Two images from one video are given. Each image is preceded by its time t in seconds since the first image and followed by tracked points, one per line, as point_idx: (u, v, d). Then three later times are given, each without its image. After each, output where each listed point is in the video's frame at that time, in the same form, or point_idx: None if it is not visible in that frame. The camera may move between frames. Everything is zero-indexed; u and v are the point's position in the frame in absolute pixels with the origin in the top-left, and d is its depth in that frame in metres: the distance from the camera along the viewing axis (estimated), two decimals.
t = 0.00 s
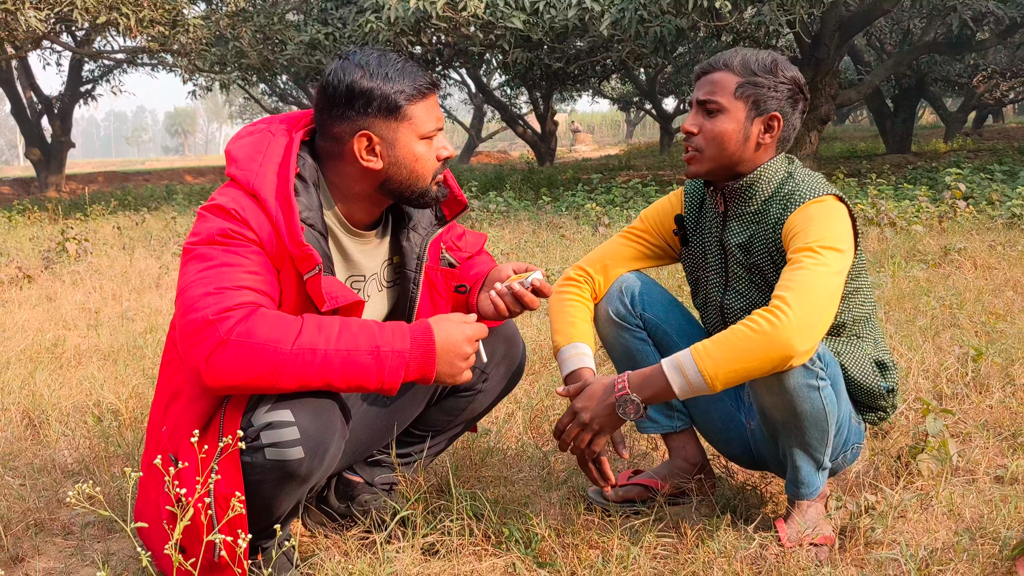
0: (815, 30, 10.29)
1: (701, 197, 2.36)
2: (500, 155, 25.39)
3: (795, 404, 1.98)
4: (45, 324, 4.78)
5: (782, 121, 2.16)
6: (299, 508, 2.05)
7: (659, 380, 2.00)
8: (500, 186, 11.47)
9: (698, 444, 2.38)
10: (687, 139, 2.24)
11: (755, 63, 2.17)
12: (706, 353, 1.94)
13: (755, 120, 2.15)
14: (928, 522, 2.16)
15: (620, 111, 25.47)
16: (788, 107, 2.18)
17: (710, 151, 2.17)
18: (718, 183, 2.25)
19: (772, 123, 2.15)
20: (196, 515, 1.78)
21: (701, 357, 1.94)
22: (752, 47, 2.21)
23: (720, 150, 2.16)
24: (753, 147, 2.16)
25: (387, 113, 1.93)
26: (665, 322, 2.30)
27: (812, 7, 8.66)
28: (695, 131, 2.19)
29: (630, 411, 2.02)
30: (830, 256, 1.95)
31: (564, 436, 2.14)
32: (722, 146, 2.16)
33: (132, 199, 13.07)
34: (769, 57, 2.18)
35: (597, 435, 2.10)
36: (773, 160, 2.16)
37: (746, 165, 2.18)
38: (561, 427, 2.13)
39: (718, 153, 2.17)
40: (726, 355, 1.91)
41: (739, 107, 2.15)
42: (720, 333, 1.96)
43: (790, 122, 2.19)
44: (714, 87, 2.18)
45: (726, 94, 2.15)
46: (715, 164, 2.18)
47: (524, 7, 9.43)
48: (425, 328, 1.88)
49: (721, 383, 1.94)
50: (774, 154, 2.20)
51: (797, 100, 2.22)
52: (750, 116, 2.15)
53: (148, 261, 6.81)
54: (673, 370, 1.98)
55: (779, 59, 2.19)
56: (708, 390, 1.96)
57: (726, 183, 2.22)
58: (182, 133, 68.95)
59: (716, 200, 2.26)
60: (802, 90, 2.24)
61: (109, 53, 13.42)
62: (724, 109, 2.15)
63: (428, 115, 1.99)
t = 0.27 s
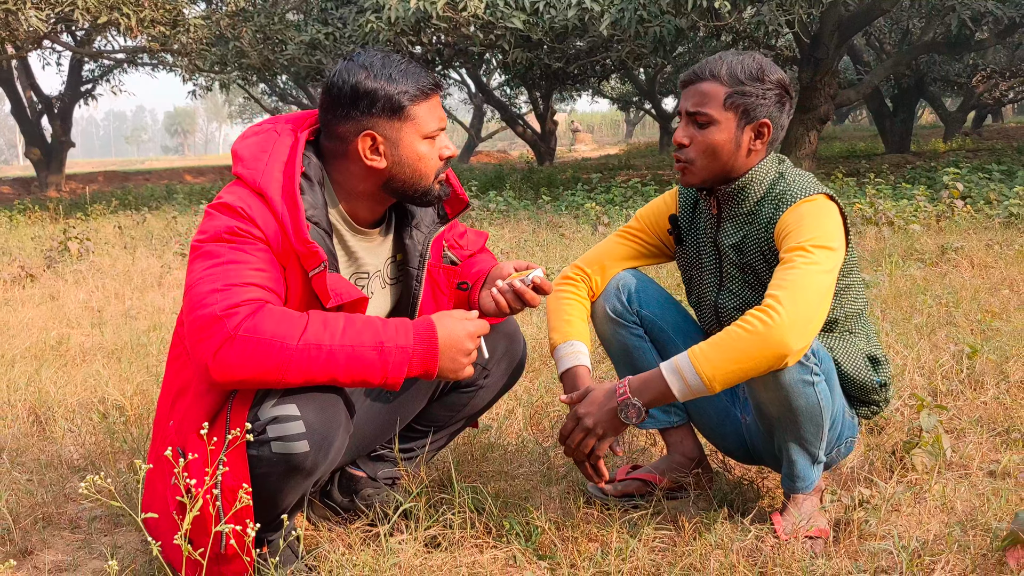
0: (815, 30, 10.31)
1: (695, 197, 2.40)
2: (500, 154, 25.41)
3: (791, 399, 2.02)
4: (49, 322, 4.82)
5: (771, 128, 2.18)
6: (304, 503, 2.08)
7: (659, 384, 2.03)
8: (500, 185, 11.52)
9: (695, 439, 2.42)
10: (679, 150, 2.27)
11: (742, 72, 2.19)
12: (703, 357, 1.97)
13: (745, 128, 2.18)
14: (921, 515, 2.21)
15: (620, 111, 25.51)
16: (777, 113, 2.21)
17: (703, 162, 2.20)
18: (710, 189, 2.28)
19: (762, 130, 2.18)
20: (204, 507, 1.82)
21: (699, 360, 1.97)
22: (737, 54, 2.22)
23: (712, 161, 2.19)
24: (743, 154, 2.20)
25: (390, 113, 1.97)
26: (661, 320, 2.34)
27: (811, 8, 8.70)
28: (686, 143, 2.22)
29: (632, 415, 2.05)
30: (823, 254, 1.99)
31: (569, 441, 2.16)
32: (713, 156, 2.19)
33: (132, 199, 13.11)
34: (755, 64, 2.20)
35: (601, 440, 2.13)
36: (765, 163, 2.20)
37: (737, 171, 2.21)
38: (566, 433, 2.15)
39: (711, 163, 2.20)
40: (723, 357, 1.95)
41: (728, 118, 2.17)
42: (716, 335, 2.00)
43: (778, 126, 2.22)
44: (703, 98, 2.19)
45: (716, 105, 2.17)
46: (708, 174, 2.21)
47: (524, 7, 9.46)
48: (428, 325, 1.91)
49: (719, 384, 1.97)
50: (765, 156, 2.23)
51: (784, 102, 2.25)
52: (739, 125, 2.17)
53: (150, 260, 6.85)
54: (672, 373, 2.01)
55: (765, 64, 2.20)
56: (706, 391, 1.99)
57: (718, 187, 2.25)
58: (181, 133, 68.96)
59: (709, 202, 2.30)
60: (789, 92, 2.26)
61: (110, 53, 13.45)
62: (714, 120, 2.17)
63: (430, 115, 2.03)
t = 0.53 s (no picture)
0: (813, 30, 10.34)
1: (690, 198, 2.43)
2: (500, 154, 25.43)
3: (785, 396, 2.06)
4: (52, 321, 4.86)
5: (765, 130, 2.22)
6: (308, 497, 2.12)
7: (660, 387, 2.07)
8: (499, 185, 11.56)
9: (692, 435, 2.45)
10: (674, 147, 2.30)
11: (740, 73, 2.22)
12: (703, 359, 2.00)
13: (739, 128, 2.21)
14: (914, 508, 2.25)
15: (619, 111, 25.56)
16: (772, 116, 2.24)
17: (697, 159, 2.24)
18: (704, 188, 2.31)
19: (756, 132, 2.22)
20: (210, 500, 1.85)
21: (698, 363, 2.01)
22: (736, 56, 2.26)
23: (706, 159, 2.23)
24: (737, 154, 2.23)
25: (392, 114, 2.01)
26: (657, 318, 2.38)
27: (809, 8, 8.74)
28: (681, 139, 2.25)
29: (634, 418, 2.09)
30: (818, 254, 2.03)
31: (573, 445, 2.20)
32: (707, 155, 2.22)
33: (132, 198, 13.14)
34: (753, 67, 2.24)
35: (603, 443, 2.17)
36: (758, 164, 2.23)
37: (731, 171, 2.25)
38: (568, 436, 2.20)
39: (704, 161, 2.23)
40: (722, 360, 1.99)
41: (724, 118, 2.20)
42: (714, 337, 2.03)
43: (773, 129, 2.25)
44: (700, 96, 2.23)
45: (712, 104, 2.21)
46: (700, 172, 2.25)
47: (523, 7, 9.50)
48: (429, 323, 1.95)
49: (719, 385, 2.01)
50: (759, 158, 2.27)
51: (780, 107, 2.29)
52: (734, 125, 2.21)
53: (151, 259, 6.89)
54: (671, 376, 2.05)
55: (762, 68, 2.24)
56: (706, 392, 2.02)
57: (712, 187, 2.28)
58: (181, 132, 69.02)
59: (703, 203, 2.34)
60: (785, 96, 2.29)
61: (110, 53, 13.48)
62: (710, 119, 2.20)
63: (432, 116, 2.07)
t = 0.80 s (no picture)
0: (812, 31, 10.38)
1: (689, 198, 2.48)
2: (499, 154, 25.47)
3: (782, 393, 2.09)
4: (57, 320, 4.90)
5: (763, 131, 2.26)
6: (313, 491, 2.16)
7: (662, 388, 2.11)
8: (500, 186, 11.60)
9: (691, 431, 2.49)
10: (673, 144, 2.34)
11: (741, 74, 2.26)
12: (705, 361, 2.04)
13: (738, 128, 2.25)
14: (908, 502, 2.29)
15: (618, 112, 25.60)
16: (771, 117, 2.28)
17: (695, 156, 2.28)
18: (703, 187, 2.36)
19: (754, 132, 2.26)
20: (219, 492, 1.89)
21: (700, 364, 2.05)
22: (738, 57, 2.30)
23: (704, 157, 2.27)
24: (735, 154, 2.27)
25: (397, 115, 2.05)
26: (657, 317, 2.42)
27: (808, 9, 8.78)
28: (680, 136, 2.29)
29: (638, 418, 2.14)
30: (816, 255, 2.07)
31: (577, 446, 2.24)
32: (705, 153, 2.26)
33: (134, 199, 13.19)
34: (754, 68, 2.28)
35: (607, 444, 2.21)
36: (756, 164, 2.27)
37: (729, 171, 2.29)
38: (573, 436, 2.24)
39: (702, 159, 2.27)
40: (723, 361, 2.03)
41: (723, 117, 2.24)
42: (715, 339, 2.07)
43: (771, 130, 2.29)
44: (700, 95, 2.27)
45: (712, 103, 2.25)
46: (699, 170, 2.29)
47: (523, 8, 9.54)
48: (433, 319, 1.99)
49: (721, 385, 2.05)
50: (757, 158, 2.31)
51: (779, 108, 2.32)
52: (734, 125, 2.25)
53: (154, 259, 6.93)
54: (674, 377, 2.09)
55: (763, 69, 2.28)
56: (707, 392, 2.06)
57: (711, 186, 2.33)
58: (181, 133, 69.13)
59: (701, 203, 2.38)
60: (785, 98, 2.33)
61: (112, 54, 13.53)
62: (710, 117, 2.24)
63: (435, 117, 2.11)
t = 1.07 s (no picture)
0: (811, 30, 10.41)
1: (687, 197, 2.50)
2: (498, 153, 25.47)
3: (779, 391, 2.12)
4: (58, 317, 4.92)
5: (761, 130, 2.28)
6: (316, 485, 2.19)
7: (662, 388, 2.13)
8: (499, 184, 11.62)
9: (689, 427, 2.51)
10: (671, 143, 2.37)
11: (738, 74, 2.29)
12: (704, 361, 2.06)
13: (735, 128, 2.28)
14: (903, 497, 2.32)
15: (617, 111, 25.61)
16: (768, 117, 2.31)
17: (693, 155, 2.30)
18: (701, 186, 2.38)
19: (752, 132, 2.28)
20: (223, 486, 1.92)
21: (699, 364, 2.07)
22: (736, 57, 2.32)
23: (702, 156, 2.29)
24: (733, 153, 2.29)
25: (398, 114, 2.07)
26: (655, 314, 2.44)
27: (806, 8, 8.80)
28: (678, 136, 2.31)
29: (638, 417, 2.17)
30: (813, 255, 2.09)
31: (578, 445, 2.27)
32: (703, 152, 2.29)
33: (133, 198, 13.21)
34: (752, 68, 2.30)
35: (607, 442, 2.24)
36: (754, 164, 2.29)
37: (727, 171, 2.31)
38: (574, 436, 2.26)
39: (700, 158, 2.30)
40: (722, 362, 2.05)
41: (721, 116, 2.27)
42: (713, 339, 2.09)
43: (768, 130, 2.31)
44: (698, 95, 2.30)
45: (709, 102, 2.27)
46: (696, 168, 2.32)
47: (522, 7, 9.56)
48: (435, 316, 2.02)
49: (719, 385, 2.07)
50: (755, 158, 2.33)
51: (776, 108, 2.34)
52: (731, 124, 2.27)
53: (154, 257, 6.96)
54: (673, 377, 2.11)
55: (761, 69, 2.30)
56: (706, 392, 2.09)
57: (709, 185, 2.35)
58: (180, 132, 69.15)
59: (700, 202, 2.41)
60: (783, 99, 2.35)
61: (111, 53, 13.54)
62: (707, 117, 2.27)
63: (436, 117, 2.13)
